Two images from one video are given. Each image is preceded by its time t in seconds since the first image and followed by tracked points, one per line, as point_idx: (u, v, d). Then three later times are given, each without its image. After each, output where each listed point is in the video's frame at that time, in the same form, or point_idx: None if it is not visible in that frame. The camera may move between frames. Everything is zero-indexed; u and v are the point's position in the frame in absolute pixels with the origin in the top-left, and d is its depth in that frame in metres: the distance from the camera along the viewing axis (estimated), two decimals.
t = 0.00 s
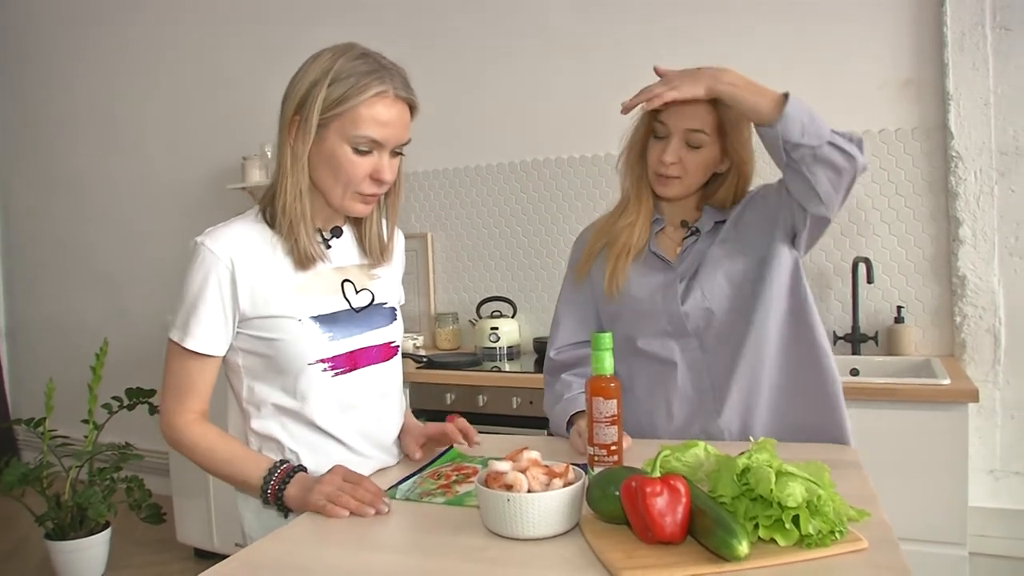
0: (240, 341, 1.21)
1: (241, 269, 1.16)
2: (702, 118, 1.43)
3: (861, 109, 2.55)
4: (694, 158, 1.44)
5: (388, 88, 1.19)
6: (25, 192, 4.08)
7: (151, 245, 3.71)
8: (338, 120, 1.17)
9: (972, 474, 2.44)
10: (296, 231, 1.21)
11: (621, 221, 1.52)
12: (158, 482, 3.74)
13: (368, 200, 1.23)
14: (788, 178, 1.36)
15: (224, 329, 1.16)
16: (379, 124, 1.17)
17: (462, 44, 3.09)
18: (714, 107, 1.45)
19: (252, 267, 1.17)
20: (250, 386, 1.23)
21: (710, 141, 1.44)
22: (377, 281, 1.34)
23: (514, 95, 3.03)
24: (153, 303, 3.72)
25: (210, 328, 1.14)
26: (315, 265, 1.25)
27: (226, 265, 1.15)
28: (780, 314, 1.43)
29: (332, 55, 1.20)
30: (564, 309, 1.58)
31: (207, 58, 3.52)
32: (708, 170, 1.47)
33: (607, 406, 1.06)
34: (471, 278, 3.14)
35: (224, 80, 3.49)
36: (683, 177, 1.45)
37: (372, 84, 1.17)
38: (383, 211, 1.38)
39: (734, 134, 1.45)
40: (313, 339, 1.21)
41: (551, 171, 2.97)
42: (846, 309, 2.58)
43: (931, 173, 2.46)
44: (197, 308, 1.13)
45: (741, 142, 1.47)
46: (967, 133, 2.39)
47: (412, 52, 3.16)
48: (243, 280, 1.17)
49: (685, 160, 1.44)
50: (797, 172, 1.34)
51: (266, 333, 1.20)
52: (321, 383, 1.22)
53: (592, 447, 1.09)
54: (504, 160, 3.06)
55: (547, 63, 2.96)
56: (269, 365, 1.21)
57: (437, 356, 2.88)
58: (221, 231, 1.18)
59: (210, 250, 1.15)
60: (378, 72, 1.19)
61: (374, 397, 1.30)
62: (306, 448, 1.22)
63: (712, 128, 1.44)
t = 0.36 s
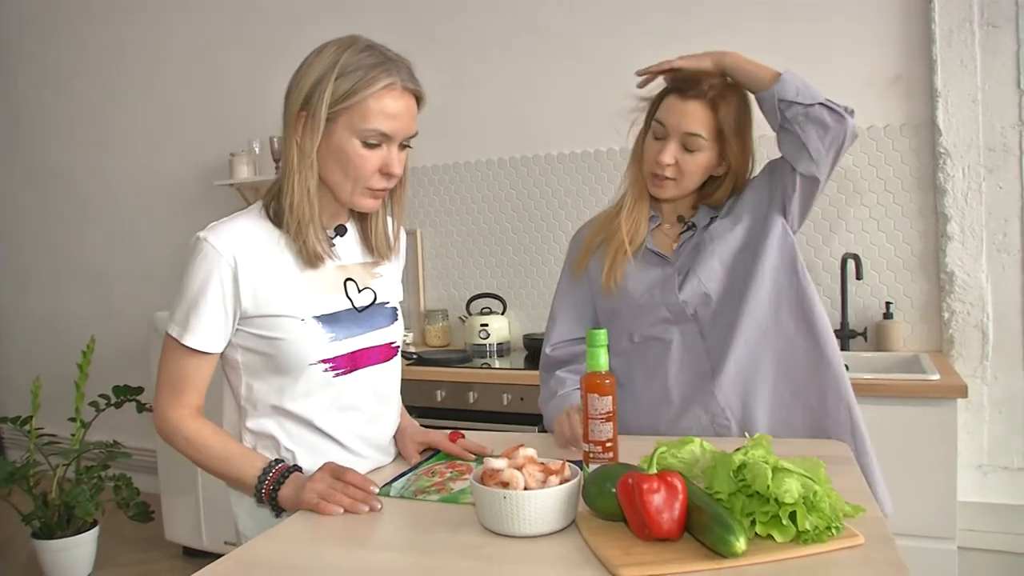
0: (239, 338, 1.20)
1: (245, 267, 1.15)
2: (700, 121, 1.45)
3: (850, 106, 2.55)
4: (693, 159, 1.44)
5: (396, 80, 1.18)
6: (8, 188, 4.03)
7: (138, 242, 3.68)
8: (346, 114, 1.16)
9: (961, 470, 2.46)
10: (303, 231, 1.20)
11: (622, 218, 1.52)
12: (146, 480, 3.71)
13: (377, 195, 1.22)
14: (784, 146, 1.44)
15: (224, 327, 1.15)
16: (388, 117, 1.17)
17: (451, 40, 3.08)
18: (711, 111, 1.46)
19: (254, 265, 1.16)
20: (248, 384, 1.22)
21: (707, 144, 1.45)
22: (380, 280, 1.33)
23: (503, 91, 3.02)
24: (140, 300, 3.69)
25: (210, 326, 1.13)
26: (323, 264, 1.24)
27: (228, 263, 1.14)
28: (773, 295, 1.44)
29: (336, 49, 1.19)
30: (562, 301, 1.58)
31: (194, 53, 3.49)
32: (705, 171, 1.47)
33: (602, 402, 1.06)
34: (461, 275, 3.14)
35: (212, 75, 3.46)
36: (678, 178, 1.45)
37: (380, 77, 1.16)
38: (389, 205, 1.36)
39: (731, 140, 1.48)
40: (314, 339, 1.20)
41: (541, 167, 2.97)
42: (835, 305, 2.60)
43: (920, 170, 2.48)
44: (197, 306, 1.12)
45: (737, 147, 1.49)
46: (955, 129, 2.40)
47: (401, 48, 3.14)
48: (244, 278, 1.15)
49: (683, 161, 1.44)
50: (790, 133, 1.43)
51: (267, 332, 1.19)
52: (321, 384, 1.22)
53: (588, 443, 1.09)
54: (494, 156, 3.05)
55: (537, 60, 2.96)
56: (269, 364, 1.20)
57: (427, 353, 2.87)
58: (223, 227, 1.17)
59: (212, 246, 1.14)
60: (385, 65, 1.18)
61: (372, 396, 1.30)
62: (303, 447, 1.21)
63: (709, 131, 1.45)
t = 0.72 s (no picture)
0: (237, 338, 1.19)
1: (244, 266, 1.15)
2: (666, 104, 1.45)
3: (842, 105, 2.56)
4: (672, 144, 1.44)
5: (399, 79, 1.18)
6: None
7: (128, 242, 3.66)
8: (350, 114, 1.16)
9: (952, 467, 2.48)
10: (307, 234, 1.20)
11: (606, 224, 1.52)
12: (137, 482, 3.69)
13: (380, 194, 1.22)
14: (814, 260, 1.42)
15: (221, 326, 1.14)
16: (392, 117, 1.17)
17: (443, 40, 3.08)
18: (675, 93, 1.47)
19: (254, 265, 1.16)
20: (246, 384, 1.22)
21: (681, 125, 1.45)
22: (379, 280, 1.33)
23: (496, 91, 3.02)
24: (131, 301, 3.67)
25: (209, 325, 1.12)
26: (325, 265, 1.24)
27: (228, 262, 1.13)
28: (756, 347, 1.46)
29: (339, 47, 1.18)
30: (547, 309, 1.60)
31: (185, 52, 3.48)
32: (687, 154, 1.46)
33: (600, 402, 1.06)
34: (453, 275, 3.13)
35: (203, 75, 3.45)
36: (665, 168, 1.44)
37: (384, 76, 1.16)
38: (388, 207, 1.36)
39: (699, 110, 1.46)
40: (314, 340, 1.20)
41: (533, 167, 2.97)
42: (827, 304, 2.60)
43: (911, 169, 2.49)
44: (196, 306, 1.12)
45: (710, 118, 1.47)
46: (946, 129, 2.41)
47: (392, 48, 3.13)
48: (244, 278, 1.15)
49: (663, 149, 1.44)
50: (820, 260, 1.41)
51: (267, 333, 1.18)
52: (321, 384, 1.21)
53: (585, 443, 1.09)
54: (486, 156, 3.05)
55: (529, 59, 2.96)
56: (267, 365, 1.20)
57: (420, 353, 2.86)
58: (222, 226, 1.16)
59: (212, 244, 1.13)
60: (389, 64, 1.18)
61: (371, 397, 1.29)
62: (300, 448, 1.21)
63: (678, 112, 1.45)
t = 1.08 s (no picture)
0: (227, 337, 1.19)
1: (236, 265, 1.14)
2: (641, 97, 1.45)
3: (833, 107, 2.58)
4: (653, 137, 1.43)
5: (395, 83, 1.18)
6: None
7: (118, 241, 3.64)
8: (346, 115, 1.16)
9: (942, 467, 2.49)
10: (298, 232, 1.19)
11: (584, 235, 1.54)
12: (126, 483, 3.67)
13: (371, 196, 1.23)
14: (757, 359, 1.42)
15: (211, 324, 1.13)
16: (387, 119, 1.17)
17: (435, 40, 3.07)
18: (647, 85, 1.46)
19: (245, 263, 1.15)
20: (237, 384, 1.21)
21: (658, 116, 1.44)
22: (368, 279, 1.33)
23: (489, 92, 3.01)
24: (121, 300, 3.65)
25: (199, 324, 1.12)
26: (315, 264, 1.24)
27: (219, 260, 1.13)
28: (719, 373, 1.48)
29: (336, 48, 1.18)
30: (537, 310, 1.61)
31: (177, 51, 3.46)
32: (669, 146, 1.46)
33: (595, 402, 1.06)
34: (445, 275, 3.13)
35: (195, 73, 3.43)
36: (651, 162, 1.43)
37: (382, 80, 1.16)
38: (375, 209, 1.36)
39: (673, 99, 1.47)
40: (306, 337, 1.19)
41: (526, 167, 2.97)
42: (818, 305, 2.62)
43: (901, 171, 2.50)
44: (185, 304, 1.11)
45: (684, 105, 1.48)
46: (937, 131, 2.43)
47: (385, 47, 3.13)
48: (236, 277, 1.14)
49: (646, 143, 1.43)
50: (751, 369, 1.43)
51: (258, 330, 1.17)
52: (313, 382, 1.20)
53: (580, 443, 1.09)
54: (478, 156, 3.05)
55: (522, 59, 2.96)
56: (258, 363, 1.19)
57: (412, 353, 2.86)
58: (213, 224, 1.16)
59: (202, 242, 1.13)
60: (387, 68, 1.18)
61: (362, 396, 1.29)
62: (292, 448, 1.20)
63: (654, 104, 1.45)
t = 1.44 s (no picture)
0: (217, 340, 1.18)
1: (224, 267, 1.14)
2: (628, 100, 1.44)
3: (825, 110, 2.59)
4: (641, 140, 1.43)
5: (388, 91, 1.18)
6: None
7: (110, 243, 3.62)
8: (338, 122, 1.15)
9: (934, 468, 2.50)
10: (285, 234, 1.19)
11: (568, 238, 1.55)
12: (118, 486, 3.65)
13: (358, 200, 1.23)
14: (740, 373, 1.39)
15: (200, 328, 1.13)
16: (379, 127, 1.17)
17: (429, 41, 3.07)
18: (634, 87, 1.45)
19: (233, 266, 1.15)
20: (228, 388, 1.20)
21: (647, 119, 1.44)
22: (356, 280, 1.33)
23: (482, 94, 3.01)
24: (113, 302, 3.63)
25: (188, 328, 1.11)
26: (303, 266, 1.23)
27: (207, 263, 1.12)
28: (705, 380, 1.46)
29: (332, 52, 1.17)
30: (525, 313, 1.62)
31: (168, 52, 3.45)
32: (657, 148, 1.45)
33: (591, 404, 1.06)
34: (438, 277, 3.13)
35: (186, 74, 3.42)
36: (640, 165, 1.43)
37: (375, 88, 1.16)
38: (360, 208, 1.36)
39: (660, 101, 1.45)
40: (296, 338, 1.19)
41: (519, 169, 2.97)
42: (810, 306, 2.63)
43: (892, 173, 2.52)
44: (174, 308, 1.10)
45: (672, 106, 1.46)
46: (928, 134, 2.44)
47: (378, 49, 3.13)
48: (224, 281, 1.14)
49: (634, 147, 1.42)
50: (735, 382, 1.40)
51: (247, 331, 1.17)
52: (304, 382, 1.20)
53: (576, 445, 1.09)
54: (471, 157, 3.04)
55: (516, 61, 2.96)
56: (248, 365, 1.18)
57: (405, 355, 2.86)
58: (200, 227, 1.15)
59: (190, 246, 1.12)
60: (380, 75, 1.18)
61: (354, 398, 1.28)
62: (285, 450, 1.20)
63: (642, 107, 1.44)
